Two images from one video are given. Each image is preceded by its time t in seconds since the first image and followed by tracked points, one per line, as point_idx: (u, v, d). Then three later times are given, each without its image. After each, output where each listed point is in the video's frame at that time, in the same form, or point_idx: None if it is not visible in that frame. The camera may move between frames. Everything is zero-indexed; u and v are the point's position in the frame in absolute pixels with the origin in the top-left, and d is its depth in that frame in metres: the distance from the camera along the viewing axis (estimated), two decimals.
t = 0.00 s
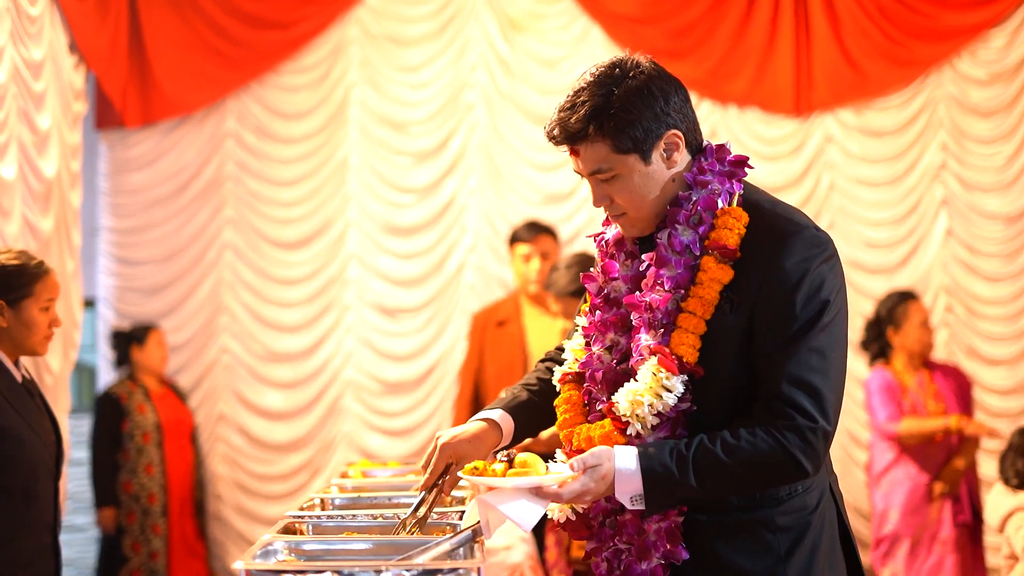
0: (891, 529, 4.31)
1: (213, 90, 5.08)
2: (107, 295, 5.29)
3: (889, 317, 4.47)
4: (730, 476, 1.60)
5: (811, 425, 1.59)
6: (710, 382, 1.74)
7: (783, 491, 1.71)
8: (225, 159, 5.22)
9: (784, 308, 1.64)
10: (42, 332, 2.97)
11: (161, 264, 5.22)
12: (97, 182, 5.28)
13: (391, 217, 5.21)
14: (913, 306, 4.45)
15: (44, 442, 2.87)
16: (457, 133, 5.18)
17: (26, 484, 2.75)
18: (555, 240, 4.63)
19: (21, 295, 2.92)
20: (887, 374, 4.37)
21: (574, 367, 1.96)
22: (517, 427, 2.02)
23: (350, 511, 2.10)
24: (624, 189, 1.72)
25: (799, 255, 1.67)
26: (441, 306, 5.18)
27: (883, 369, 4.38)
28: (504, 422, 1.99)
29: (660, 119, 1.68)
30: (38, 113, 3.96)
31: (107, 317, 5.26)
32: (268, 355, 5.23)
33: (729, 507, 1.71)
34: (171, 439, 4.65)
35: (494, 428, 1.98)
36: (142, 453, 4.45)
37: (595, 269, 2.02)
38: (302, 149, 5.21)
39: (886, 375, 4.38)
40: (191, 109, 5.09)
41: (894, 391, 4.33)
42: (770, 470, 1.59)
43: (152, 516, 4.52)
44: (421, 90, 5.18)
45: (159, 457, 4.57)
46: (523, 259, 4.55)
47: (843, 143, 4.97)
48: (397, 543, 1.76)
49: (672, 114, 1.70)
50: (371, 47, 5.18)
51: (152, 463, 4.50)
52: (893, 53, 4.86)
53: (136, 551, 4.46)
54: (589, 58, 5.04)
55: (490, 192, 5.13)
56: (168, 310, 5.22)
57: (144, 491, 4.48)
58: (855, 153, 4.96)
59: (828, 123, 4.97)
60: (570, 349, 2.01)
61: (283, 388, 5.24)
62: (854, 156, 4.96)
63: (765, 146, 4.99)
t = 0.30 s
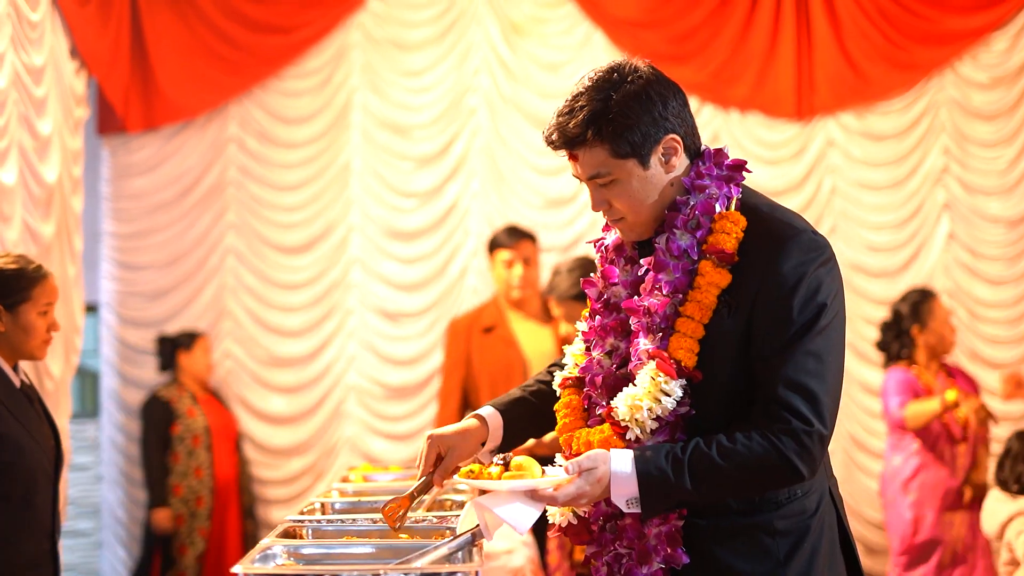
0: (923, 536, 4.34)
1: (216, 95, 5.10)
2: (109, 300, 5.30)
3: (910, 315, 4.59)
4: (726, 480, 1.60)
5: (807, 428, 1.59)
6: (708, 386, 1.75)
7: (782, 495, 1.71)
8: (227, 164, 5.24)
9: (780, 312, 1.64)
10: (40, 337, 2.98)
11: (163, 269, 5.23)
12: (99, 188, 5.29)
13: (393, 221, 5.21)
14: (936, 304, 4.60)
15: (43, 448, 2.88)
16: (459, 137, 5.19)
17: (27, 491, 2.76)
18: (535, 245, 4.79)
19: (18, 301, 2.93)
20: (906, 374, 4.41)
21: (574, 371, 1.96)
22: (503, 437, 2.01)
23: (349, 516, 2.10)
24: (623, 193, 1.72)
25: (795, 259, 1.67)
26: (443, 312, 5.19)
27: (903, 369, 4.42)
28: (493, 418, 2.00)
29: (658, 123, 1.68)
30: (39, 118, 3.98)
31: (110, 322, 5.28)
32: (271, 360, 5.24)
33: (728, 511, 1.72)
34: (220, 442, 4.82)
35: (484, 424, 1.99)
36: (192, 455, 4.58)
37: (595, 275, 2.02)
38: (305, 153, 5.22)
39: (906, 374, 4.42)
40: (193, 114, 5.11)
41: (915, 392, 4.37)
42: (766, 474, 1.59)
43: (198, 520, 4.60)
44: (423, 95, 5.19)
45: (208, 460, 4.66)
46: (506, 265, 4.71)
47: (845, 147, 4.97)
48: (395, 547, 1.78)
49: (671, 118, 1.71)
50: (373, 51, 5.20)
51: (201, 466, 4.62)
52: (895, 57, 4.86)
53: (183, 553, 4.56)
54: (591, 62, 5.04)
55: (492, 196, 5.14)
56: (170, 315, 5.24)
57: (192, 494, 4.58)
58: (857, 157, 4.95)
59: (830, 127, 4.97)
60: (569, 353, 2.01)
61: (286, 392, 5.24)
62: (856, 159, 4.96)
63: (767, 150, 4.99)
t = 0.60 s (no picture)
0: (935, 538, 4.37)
1: (213, 99, 5.11)
2: (107, 304, 5.31)
3: (928, 315, 4.56)
4: (714, 484, 1.60)
5: (795, 431, 1.59)
6: (699, 389, 1.75)
7: (774, 498, 1.71)
8: (225, 168, 5.24)
9: (769, 315, 1.65)
10: (33, 340, 2.99)
11: (160, 272, 5.24)
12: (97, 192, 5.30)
13: (391, 225, 5.22)
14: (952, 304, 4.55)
15: (37, 453, 2.89)
16: (457, 141, 5.19)
17: (21, 495, 2.76)
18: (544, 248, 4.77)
19: (10, 304, 2.93)
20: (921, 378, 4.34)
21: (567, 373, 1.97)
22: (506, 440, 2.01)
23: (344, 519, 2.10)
24: (614, 196, 1.73)
25: (784, 262, 1.68)
26: (442, 315, 5.19)
27: (919, 371, 4.35)
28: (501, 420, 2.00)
29: (649, 126, 1.69)
30: (34, 122, 3.99)
31: (107, 326, 5.29)
32: (269, 364, 5.24)
33: (719, 513, 1.72)
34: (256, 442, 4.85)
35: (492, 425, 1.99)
36: (228, 453, 4.65)
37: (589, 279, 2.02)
38: (303, 157, 5.22)
39: (921, 377, 4.36)
40: (191, 118, 5.12)
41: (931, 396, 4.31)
42: (754, 476, 1.60)
43: (241, 517, 4.64)
44: (421, 98, 5.19)
45: (244, 458, 4.73)
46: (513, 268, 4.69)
47: (842, 150, 4.97)
48: (390, 550, 1.76)
49: (662, 121, 1.71)
50: (372, 55, 5.20)
51: (236, 463, 4.68)
52: (892, 60, 4.87)
53: (222, 551, 4.61)
54: (589, 66, 5.05)
55: (490, 200, 5.15)
56: (168, 319, 5.24)
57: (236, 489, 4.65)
58: (854, 160, 4.96)
59: (827, 130, 4.98)
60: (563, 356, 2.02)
61: (286, 396, 5.23)
62: (853, 162, 4.96)
63: (764, 153, 4.99)
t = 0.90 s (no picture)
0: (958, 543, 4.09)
1: (212, 100, 5.11)
2: (106, 305, 5.31)
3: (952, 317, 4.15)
4: (707, 485, 1.61)
5: (788, 433, 1.59)
6: (693, 391, 1.76)
7: (769, 499, 1.71)
8: (225, 169, 5.25)
9: (762, 318, 1.65)
10: (31, 339, 2.99)
11: (160, 274, 5.24)
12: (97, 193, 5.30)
13: (390, 227, 5.22)
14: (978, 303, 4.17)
15: (34, 453, 2.89)
16: (455, 143, 5.20)
17: (19, 497, 2.77)
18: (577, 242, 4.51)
19: (7, 304, 2.93)
20: (945, 378, 4.02)
21: (561, 376, 1.99)
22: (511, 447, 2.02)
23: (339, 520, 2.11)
24: (606, 199, 1.73)
25: (777, 265, 1.68)
26: (440, 317, 5.20)
27: (941, 372, 4.03)
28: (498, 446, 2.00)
29: (640, 129, 1.69)
30: (32, 124, 3.99)
31: (107, 327, 5.29)
32: (268, 365, 5.23)
33: (715, 514, 1.72)
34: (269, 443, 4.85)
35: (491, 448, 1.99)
36: (240, 452, 4.67)
37: (584, 281, 2.02)
38: (303, 158, 5.22)
39: (945, 378, 4.03)
40: (190, 120, 5.12)
41: (954, 398, 4.01)
42: (746, 478, 1.60)
43: (241, 518, 4.65)
44: (420, 100, 5.20)
45: (253, 458, 4.74)
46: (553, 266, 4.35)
47: (841, 152, 4.97)
48: (385, 551, 1.77)
49: (652, 124, 1.71)
50: (371, 57, 5.21)
51: (247, 463, 4.70)
52: (891, 63, 4.87)
53: (226, 549, 4.62)
54: (588, 68, 5.05)
55: (489, 201, 5.15)
56: (168, 320, 5.25)
57: (238, 490, 4.65)
58: (853, 162, 4.96)
59: (826, 132, 4.98)
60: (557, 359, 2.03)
61: (286, 397, 5.23)
62: (852, 164, 4.97)
63: (762, 155, 4.99)
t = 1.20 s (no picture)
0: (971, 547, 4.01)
1: (211, 103, 5.11)
2: (106, 308, 5.31)
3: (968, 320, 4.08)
4: (701, 489, 1.61)
5: (782, 437, 1.59)
6: (689, 394, 1.76)
7: (765, 503, 1.71)
8: (224, 172, 5.25)
9: (757, 321, 1.65)
10: (28, 341, 2.99)
11: (160, 277, 5.25)
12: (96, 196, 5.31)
13: (390, 230, 5.22)
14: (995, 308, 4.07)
15: (33, 455, 2.89)
16: (455, 146, 5.20)
17: (19, 499, 2.77)
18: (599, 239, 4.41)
19: (6, 306, 2.94)
20: (960, 384, 3.99)
21: (559, 379, 1.98)
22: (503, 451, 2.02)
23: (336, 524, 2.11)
24: (603, 202, 1.74)
25: (773, 268, 1.68)
26: (440, 320, 5.20)
27: (957, 378, 4.01)
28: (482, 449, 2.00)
29: (637, 133, 1.69)
30: (30, 127, 4.00)
31: (106, 330, 5.30)
32: (268, 369, 5.23)
33: (711, 518, 1.72)
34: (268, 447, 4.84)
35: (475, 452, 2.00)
36: (239, 454, 4.67)
37: (581, 284, 2.03)
38: (303, 161, 5.23)
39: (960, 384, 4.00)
40: (190, 123, 5.13)
41: (968, 403, 3.97)
42: (740, 482, 1.60)
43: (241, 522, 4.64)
44: (420, 103, 5.20)
45: (254, 460, 4.75)
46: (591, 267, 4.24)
47: (840, 156, 4.97)
48: (383, 554, 1.77)
49: (650, 128, 1.72)
50: (370, 60, 5.21)
51: (247, 465, 4.70)
52: (891, 67, 4.87)
53: (227, 551, 4.63)
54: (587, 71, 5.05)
55: (488, 205, 5.16)
56: (167, 323, 5.26)
57: (238, 492, 4.65)
58: (852, 165, 4.96)
59: (826, 136, 4.98)
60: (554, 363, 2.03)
61: (286, 401, 5.22)
62: (852, 168, 4.97)
63: (761, 158, 4.98)
